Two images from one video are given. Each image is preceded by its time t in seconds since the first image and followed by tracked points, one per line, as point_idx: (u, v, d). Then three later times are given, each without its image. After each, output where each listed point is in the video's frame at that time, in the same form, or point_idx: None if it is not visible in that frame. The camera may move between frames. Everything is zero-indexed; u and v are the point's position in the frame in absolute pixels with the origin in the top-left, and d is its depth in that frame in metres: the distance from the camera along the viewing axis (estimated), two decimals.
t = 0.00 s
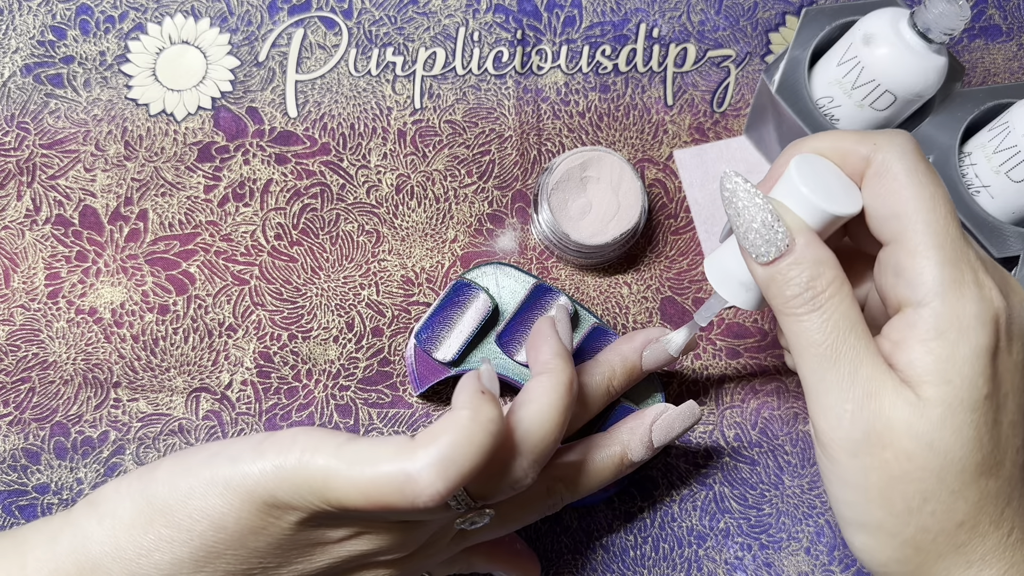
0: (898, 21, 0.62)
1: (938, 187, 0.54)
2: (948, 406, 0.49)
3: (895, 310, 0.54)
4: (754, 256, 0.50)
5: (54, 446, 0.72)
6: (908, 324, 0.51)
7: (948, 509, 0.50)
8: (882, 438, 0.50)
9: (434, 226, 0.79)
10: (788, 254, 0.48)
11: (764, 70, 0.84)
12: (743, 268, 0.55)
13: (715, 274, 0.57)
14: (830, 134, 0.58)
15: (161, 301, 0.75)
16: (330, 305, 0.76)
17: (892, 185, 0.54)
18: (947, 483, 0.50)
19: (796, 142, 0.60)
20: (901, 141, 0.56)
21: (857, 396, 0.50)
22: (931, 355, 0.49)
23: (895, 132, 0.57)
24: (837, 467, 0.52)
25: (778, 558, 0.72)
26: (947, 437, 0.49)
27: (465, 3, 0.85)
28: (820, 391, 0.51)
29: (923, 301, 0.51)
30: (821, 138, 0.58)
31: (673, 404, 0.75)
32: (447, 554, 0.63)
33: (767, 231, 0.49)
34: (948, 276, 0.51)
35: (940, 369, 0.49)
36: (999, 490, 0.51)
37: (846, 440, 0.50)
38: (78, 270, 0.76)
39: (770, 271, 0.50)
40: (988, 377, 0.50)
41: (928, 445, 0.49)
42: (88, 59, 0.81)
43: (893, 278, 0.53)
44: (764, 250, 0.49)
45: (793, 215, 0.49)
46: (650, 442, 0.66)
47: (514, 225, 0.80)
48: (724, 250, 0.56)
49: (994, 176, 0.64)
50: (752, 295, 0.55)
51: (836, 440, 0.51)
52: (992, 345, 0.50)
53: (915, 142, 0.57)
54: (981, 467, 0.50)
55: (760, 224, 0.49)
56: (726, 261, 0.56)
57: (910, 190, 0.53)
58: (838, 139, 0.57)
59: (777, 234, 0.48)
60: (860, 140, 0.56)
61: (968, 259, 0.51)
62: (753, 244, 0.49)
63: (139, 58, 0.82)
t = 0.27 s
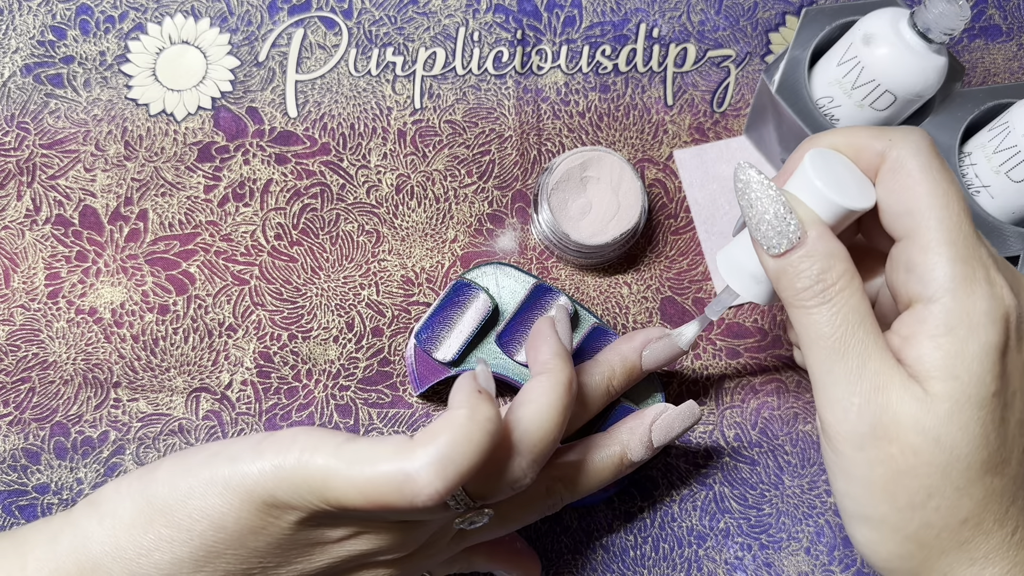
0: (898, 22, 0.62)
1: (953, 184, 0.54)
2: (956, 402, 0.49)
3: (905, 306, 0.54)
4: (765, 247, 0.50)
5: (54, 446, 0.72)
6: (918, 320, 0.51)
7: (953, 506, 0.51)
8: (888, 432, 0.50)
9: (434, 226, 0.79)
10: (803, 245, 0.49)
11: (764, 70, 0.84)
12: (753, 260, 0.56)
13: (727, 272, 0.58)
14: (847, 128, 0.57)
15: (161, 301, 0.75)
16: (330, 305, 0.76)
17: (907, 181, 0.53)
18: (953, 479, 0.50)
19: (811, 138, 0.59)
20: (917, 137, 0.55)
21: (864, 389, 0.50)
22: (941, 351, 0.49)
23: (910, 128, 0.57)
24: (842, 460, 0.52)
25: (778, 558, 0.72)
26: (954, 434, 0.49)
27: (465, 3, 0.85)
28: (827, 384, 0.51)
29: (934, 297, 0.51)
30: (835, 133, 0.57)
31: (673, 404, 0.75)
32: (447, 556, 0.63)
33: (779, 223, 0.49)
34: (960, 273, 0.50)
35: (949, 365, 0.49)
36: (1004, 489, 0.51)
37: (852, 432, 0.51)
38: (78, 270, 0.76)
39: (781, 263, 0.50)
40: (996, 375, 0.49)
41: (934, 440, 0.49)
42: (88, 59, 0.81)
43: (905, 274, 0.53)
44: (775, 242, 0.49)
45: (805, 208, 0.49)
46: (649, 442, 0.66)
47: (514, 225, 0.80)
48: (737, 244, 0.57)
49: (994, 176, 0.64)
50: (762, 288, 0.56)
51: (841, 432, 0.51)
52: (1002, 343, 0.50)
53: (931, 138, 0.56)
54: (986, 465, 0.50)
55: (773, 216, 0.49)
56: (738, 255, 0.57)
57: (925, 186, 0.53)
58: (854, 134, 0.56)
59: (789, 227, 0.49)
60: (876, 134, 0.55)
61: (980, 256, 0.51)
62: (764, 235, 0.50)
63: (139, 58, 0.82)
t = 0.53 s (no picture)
0: (898, 22, 0.62)
1: None
2: (1002, 424, 0.48)
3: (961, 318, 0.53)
4: (830, 236, 0.48)
5: (54, 446, 0.72)
6: (975, 334, 0.49)
7: (977, 523, 0.51)
8: (927, 443, 0.49)
9: (434, 226, 0.79)
10: (872, 241, 0.47)
11: (764, 70, 0.84)
12: (814, 244, 0.52)
13: (779, 244, 0.55)
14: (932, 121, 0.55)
15: (161, 301, 0.75)
16: (330, 305, 0.76)
17: (987, 188, 0.51)
18: (983, 498, 0.50)
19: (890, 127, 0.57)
20: (1002, 143, 0.52)
21: (910, 397, 0.49)
22: (994, 371, 0.48)
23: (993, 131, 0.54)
24: (873, 463, 0.52)
25: (778, 558, 0.72)
26: (993, 455, 0.49)
27: (465, 3, 0.85)
28: (872, 387, 0.50)
29: (995, 314, 0.49)
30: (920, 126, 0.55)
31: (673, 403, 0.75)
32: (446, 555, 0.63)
33: (852, 215, 0.47)
34: None
35: (1005, 386, 0.48)
36: None
37: (891, 439, 0.50)
38: (78, 270, 0.76)
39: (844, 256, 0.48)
40: None
41: (971, 458, 0.49)
42: (88, 59, 0.81)
43: (969, 285, 0.51)
44: (844, 233, 0.47)
45: (882, 202, 0.47)
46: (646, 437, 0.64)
47: (514, 225, 0.80)
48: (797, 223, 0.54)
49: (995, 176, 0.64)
50: (812, 274, 0.53)
51: (879, 436, 0.50)
52: None
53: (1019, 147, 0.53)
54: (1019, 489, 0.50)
55: (846, 204, 0.47)
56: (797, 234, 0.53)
57: (1005, 198, 0.51)
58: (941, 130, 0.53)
59: (863, 221, 0.47)
60: (963, 135, 0.52)
61: None
62: (833, 224, 0.48)
63: (139, 58, 0.82)
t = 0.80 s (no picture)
0: (898, 22, 0.62)
1: (944, 218, 0.52)
2: (948, 450, 0.46)
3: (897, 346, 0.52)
4: (756, 289, 0.47)
5: (54, 446, 0.72)
6: (909, 363, 0.48)
7: (941, 550, 0.48)
8: (876, 480, 0.47)
9: (434, 226, 0.79)
10: (794, 287, 0.46)
11: (764, 70, 0.84)
12: (731, 286, 0.50)
13: (695, 285, 0.53)
14: (843, 155, 0.56)
15: (161, 301, 0.75)
16: (330, 305, 0.76)
17: (897, 215, 0.52)
18: (942, 526, 0.47)
19: (800, 160, 0.59)
20: (909, 169, 0.54)
21: (854, 436, 0.47)
22: (934, 396, 0.47)
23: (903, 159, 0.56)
24: (830, 507, 0.50)
25: (778, 558, 0.72)
26: (945, 482, 0.46)
27: (465, 3, 0.85)
28: (814, 432, 0.48)
29: (926, 340, 0.48)
30: (828, 158, 0.57)
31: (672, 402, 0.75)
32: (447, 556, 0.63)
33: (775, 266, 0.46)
34: (954, 314, 0.48)
35: (943, 411, 0.46)
36: (993, 528, 0.49)
37: (840, 481, 0.48)
38: (78, 270, 0.76)
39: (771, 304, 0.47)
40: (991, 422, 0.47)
41: (924, 489, 0.47)
42: (88, 59, 0.81)
43: (897, 314, 0.51)
44: (767, 285, 0.46)
45: (798, 249, 0.46)
46: (641, 426, 0.63)
47: (514, 225, 0.80)
48: (713, 264, 0.51)
49: (994, 176, 0.64)
50: (732, 313, 0.52)
51: (829, 479, 0.48)
52: (996, 388, 0.47)
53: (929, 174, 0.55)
54: (977, 508, 0.48)
55: (767, 258, 0.46)
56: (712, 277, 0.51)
57: (916, 220, 0.51)
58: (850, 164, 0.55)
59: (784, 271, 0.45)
60: (870, 167, 0.54)
61: (975, 298, 0.49)
62: (757, 278, 0.46)
63: (140, 58, 0.82)
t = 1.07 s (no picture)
0: (898, 22, 0.62)
1: (978, 218, 0.49)
2: (938, 450, 0.47)
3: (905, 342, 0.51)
4: (769, 267, 0.47)
5: (54, 446, 0.72)
6: (914, 361, 0.48)
7: (922, 546, 0.50)
8: (865, 469, 0.48)
9: (434, 226, 0.79)
10: (809, 270, 0.45)
11: (764, 70, 0.84)
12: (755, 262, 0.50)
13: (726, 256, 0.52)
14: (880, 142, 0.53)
15: (161, 301, 0.75)
16: (330, 305, 0.76)
17: (926, 213, 0.49)
18: (925, 522, 0.49)
19: (831, 147, 0.56)
20: (950, 163, 0.51)
21: (846, 424, 0.48)
22: (931, 397, 0.47)
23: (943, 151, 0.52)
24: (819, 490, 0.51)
25: (778, 558, 0.72)
26: (931, 480, 0.48)
27: (465, 3, 0.85)
28: (813, 414, 0.49)
29: (933, 340, 0.48)
30: (865, 145, 0.54)
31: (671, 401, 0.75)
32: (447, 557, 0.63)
33: (789, 246, 0.45)
34: (966, 319, 0.47)
35: (937, 413, 0.47)
36: (980, 532, 0.50)
37: (830, 465, 0.49)
38: (78, 270, 0.76)
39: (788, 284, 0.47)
40: (985, 427, 0.47)
41: (909, 484, 0.48)
42: (88, 59, 0.81)
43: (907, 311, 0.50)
44: (781, 264, 0.46)
45: (817, 232, 0.45)
46: (640, 422, 0.63)
47: (514, 225, 0.80)
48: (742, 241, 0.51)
49: (994, 176, 0.64)
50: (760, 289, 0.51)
51: (819, 461, 0.50)
52: (995, 394, 0.47)
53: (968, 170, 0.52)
54: (963, 510, 0.49)
55: (782, 238, 0.46)
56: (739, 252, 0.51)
57: (946, 222, 0.48)
58: (880, 152, 0.52)
59: (798, 251, 0.45)
60: (907, 157, 0.51)
61: (991, 303, 0.48)
62: (770, 256, 0.46)
63: (139, 58, 0.82)
